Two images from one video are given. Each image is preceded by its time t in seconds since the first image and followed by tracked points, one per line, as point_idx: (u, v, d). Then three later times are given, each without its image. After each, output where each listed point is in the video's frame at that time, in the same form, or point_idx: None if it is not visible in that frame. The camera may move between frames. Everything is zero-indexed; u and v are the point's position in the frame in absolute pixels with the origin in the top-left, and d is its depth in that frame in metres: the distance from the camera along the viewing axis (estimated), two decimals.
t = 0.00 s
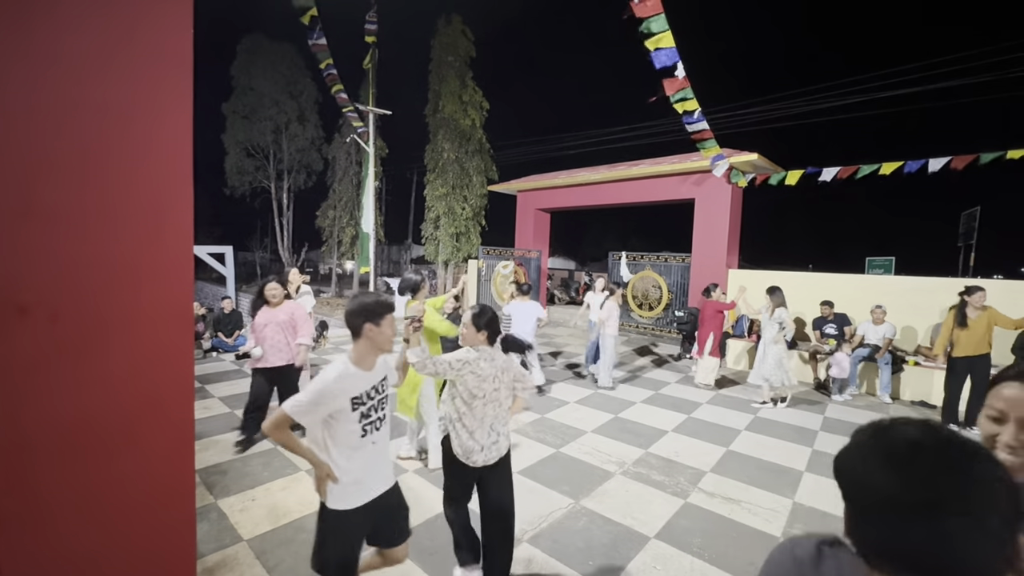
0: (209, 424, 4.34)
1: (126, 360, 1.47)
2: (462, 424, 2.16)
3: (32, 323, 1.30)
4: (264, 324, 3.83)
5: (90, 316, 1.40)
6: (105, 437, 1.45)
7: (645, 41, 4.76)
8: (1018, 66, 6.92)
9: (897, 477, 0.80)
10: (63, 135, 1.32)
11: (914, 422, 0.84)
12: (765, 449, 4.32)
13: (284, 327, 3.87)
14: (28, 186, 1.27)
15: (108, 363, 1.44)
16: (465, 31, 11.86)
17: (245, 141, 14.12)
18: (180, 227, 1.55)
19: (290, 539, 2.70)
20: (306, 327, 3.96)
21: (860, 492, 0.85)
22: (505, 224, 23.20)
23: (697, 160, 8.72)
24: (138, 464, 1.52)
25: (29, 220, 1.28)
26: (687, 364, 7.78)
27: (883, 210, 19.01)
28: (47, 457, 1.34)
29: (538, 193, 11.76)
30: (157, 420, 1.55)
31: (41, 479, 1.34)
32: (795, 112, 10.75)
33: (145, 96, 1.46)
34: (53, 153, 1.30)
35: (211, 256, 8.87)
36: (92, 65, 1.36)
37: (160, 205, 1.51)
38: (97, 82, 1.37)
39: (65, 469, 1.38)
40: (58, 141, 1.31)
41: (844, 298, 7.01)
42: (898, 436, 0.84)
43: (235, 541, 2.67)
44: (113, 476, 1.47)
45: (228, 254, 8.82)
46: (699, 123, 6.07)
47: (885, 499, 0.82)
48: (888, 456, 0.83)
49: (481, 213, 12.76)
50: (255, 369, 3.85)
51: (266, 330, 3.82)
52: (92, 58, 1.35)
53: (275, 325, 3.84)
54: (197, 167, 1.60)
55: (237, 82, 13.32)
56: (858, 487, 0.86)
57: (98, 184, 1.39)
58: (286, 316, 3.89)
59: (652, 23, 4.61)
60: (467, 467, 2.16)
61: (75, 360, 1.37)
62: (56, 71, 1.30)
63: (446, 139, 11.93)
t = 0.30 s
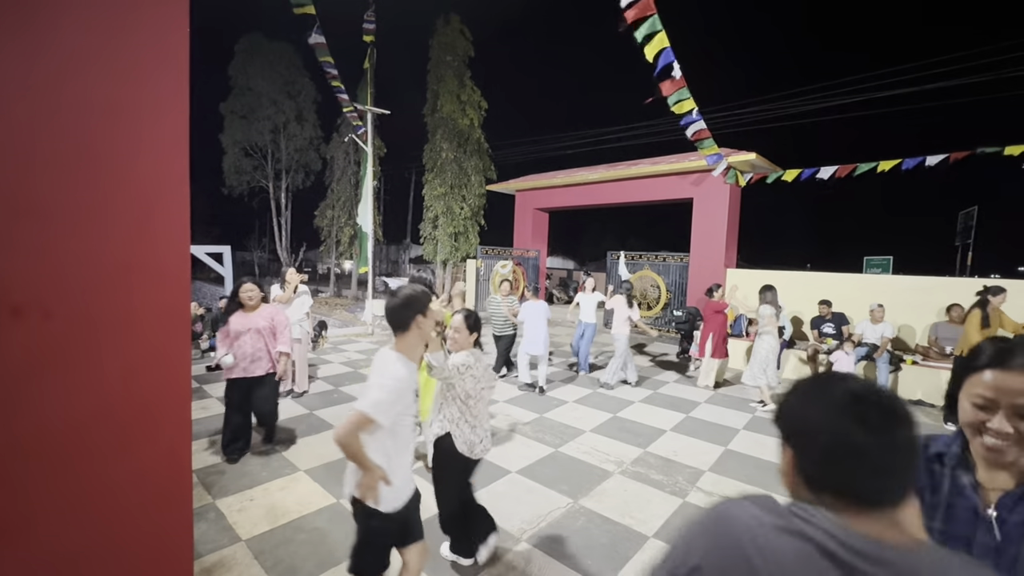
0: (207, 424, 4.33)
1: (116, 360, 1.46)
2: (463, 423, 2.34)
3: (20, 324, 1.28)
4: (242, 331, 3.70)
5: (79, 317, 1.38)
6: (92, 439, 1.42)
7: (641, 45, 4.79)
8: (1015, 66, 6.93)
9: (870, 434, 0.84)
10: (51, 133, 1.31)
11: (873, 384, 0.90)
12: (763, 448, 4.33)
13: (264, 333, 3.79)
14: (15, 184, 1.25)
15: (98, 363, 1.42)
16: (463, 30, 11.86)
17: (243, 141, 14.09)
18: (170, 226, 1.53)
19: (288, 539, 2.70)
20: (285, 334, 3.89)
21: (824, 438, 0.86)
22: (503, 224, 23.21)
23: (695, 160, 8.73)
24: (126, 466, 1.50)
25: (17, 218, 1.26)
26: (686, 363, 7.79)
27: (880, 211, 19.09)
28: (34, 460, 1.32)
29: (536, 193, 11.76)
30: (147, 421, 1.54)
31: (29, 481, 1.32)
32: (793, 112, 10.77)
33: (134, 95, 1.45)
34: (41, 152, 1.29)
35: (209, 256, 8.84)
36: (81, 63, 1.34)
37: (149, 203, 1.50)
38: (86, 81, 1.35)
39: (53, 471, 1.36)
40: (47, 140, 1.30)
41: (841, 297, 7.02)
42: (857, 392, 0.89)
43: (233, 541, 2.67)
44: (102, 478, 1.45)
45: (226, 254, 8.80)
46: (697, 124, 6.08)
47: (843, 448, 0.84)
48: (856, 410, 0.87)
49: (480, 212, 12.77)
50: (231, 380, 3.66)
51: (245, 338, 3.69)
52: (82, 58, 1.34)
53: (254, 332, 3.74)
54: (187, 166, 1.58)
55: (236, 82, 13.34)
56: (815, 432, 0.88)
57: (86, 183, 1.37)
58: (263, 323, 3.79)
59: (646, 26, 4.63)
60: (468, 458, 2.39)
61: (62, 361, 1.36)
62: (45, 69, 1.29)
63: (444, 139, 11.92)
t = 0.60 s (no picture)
0: (203, 424, 4.31)
1: (115, 358, 1.45)
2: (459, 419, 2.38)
3: (21, 323, 1.27)
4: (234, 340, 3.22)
5: (78, 315, 1.37)
6: (92, 436, 1.42)
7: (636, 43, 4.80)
8: (1010, 66, 6.97)
9: (787, 415, 1.00)
10: (54, 132, 1.30)
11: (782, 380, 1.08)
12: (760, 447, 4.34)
13: (260, 344, 3.33)
14: (16, 182, 1.24)
15: (98, 361, 1.42)
16: (460, 30, 11.85)
17: (238, 140, 14.04)
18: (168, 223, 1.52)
19: (284, 539, 2.69)
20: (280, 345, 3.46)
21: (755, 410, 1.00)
22: (500, 224, 23.22)
23: (691, 159, 8.75)
24: (124, 465, 1.49)
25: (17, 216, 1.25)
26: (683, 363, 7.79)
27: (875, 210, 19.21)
28: (34, 458, 1.32)
29: (533, 192, 11.77)
30: (146, 419, 1.53)
31: (27, 479, 1.32)
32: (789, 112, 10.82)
33: (136, 93, 1.44)
34: (42, 149, 1.28)
35: (205, 256, 8.80)
36: (83, 62, 1.34)
37: (151, 202, 1.49)
38: (88, 80, 1.35)
39: (51, 469, 1.35)
40: (47, 137, 1.29)
41: (837, 296, 7.05)
42: (777, 384, 1.06)
43: (228, 542, 2.66)
44: (100, 476, 1.45)
45: (222, 253, 8.76)
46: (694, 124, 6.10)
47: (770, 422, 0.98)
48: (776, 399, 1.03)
49: (477, 212, 12.77)
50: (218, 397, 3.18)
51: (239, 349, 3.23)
52: (86, 56, 1.34)
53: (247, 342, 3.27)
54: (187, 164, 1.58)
55: (231, 80, 13.35)
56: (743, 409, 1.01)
57: (87, 180, 1.36)
58: (256, 333, 3.32)
59: (643, 24, 4.64)
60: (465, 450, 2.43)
61: (63, 360, 1.35)
62: (48, 66, 1.28)
63: (441, 139, 11.90)
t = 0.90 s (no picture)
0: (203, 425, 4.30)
1: (123, 354, 1.46)
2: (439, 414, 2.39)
3: (32, 320, 1.28)
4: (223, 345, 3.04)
5: (87, 311, 1.38)
6: (99, 432, 1.43)
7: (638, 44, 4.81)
8: (1010, 66, 6.98)
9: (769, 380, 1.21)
10: (64, 129, 1.31)
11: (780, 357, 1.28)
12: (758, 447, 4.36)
13: (250, 349, 3.14)
14: (26, 177, 1.25)
15: (106, 356, 1.43)
16: (459, 30, 11.86)
17: (236, 140, 14.05)
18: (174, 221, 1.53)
19: (283, 539, 2.69)
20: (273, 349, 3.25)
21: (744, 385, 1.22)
22: (499, 224, 23.21)
23: (690, 159, 8.77)
24: (131, 461, 1.50)
25: (25, 214, 1.26)
26: (681, 363, 7.80)
27: (873, 211, 19.26)
28: (42, 454, 1.32)
29: (532, 192, 11.77)
30: (152, 416, 1.54)
31: (35, 475, 1.32)
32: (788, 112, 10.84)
33: (144, 92, 1.45)
34: (51, 147, 1.29)
35: (203, 256, 8.76)
36: (91, 58, 1.34)
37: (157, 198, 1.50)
38: (98, 79, 1.36)
39: (58, 465, 1.36)
40: (56, 135, 1.30)
41: (835, 296, 7.07)
42: (773, 362, 1.25)
43: (226, 542, 2.65)
44: (107, 472, 1.45)
45: (220, 253, 8.72)
46: (693, 123, 6.10)
47: (764, 401, 1.18)
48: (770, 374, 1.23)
49: (475, 212, 12.76)
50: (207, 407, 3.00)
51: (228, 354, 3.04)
52: (96, 56, 1.35)
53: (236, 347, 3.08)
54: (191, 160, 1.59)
55: (230, 80, 13.37)
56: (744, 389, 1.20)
57: (93, 174, 1.37)
58: (246, 337, 3.11)
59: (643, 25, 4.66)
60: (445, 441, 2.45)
61: (72, 357, 1.36)
62: (58, 65, 1.29)
63: (440, 139, 11.90)
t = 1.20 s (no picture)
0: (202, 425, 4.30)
1: (134, 356, 1.47)
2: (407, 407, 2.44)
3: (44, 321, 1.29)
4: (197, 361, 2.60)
5: (97, 312, 1.39)
6: (110, 432, 1.43)
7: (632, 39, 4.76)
8: (1009, 66, 6.98)
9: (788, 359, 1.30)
10: (75, 130, 1.31)
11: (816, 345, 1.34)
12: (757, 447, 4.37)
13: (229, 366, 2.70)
14: (36, 180, 1.25)
15: (115, 357, 1.43)
16: (457, 30, 11.85)
17: (234, 139, 14.05)
18: (184, 223, 1.53)
19: (281, 539, 2.69)
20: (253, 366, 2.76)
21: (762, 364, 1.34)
22: (498, 224, 23.20)
23: (688, 159, 8.77)
24: (141, 462, 1.51)
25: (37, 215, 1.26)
26: (680, 363, 7.80)
27: (872, 211, 19.28)
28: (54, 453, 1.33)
29: (531, 192, 11.77)
30: (162, 416, 1.55)
31: (45, 476, 1.32)
32: (786, 112, 10.85)
33: (154, 94, 1.45)
34: (63, 149, 1.29)
35: (201, 255, 8.75)
36: (99, 62, 1.34)
37: (165, 200, 1.50)
38: (105, 82, 1.36)
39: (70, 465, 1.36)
40: (68, 136, 1.30)
41: (833, 296, 7.08)
42: (797, 346, 1.32)
43: (225, 542, 2.65)
44: (118, 473, 1.46)
45: (218, 253, 8.71)
46: (691, 123, 6.10)
47: (777, 376, 1.29)
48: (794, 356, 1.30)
49: (474, 212, 12.75)
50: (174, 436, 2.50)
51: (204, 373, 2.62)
52: (108, 60, 1.36)
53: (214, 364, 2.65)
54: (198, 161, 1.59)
55: (227, 79, 13.27)
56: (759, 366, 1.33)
57: (102, 177, 1.37)
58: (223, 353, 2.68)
59: (638, 21, 4.62)
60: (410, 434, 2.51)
61: (84, 358, 1.37)
62: (71, 68, 1.30)
63: (438, 138, 11.89)
